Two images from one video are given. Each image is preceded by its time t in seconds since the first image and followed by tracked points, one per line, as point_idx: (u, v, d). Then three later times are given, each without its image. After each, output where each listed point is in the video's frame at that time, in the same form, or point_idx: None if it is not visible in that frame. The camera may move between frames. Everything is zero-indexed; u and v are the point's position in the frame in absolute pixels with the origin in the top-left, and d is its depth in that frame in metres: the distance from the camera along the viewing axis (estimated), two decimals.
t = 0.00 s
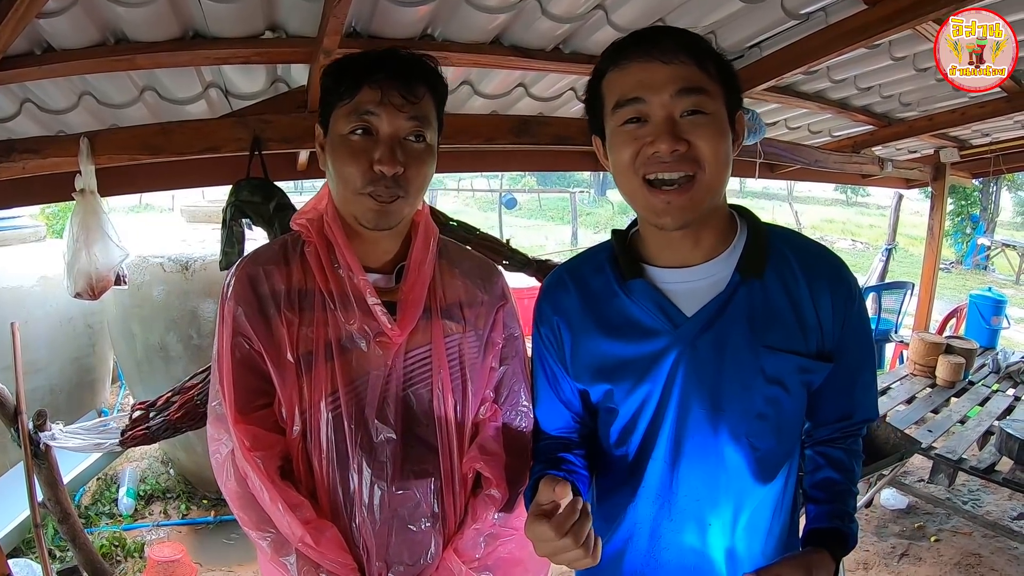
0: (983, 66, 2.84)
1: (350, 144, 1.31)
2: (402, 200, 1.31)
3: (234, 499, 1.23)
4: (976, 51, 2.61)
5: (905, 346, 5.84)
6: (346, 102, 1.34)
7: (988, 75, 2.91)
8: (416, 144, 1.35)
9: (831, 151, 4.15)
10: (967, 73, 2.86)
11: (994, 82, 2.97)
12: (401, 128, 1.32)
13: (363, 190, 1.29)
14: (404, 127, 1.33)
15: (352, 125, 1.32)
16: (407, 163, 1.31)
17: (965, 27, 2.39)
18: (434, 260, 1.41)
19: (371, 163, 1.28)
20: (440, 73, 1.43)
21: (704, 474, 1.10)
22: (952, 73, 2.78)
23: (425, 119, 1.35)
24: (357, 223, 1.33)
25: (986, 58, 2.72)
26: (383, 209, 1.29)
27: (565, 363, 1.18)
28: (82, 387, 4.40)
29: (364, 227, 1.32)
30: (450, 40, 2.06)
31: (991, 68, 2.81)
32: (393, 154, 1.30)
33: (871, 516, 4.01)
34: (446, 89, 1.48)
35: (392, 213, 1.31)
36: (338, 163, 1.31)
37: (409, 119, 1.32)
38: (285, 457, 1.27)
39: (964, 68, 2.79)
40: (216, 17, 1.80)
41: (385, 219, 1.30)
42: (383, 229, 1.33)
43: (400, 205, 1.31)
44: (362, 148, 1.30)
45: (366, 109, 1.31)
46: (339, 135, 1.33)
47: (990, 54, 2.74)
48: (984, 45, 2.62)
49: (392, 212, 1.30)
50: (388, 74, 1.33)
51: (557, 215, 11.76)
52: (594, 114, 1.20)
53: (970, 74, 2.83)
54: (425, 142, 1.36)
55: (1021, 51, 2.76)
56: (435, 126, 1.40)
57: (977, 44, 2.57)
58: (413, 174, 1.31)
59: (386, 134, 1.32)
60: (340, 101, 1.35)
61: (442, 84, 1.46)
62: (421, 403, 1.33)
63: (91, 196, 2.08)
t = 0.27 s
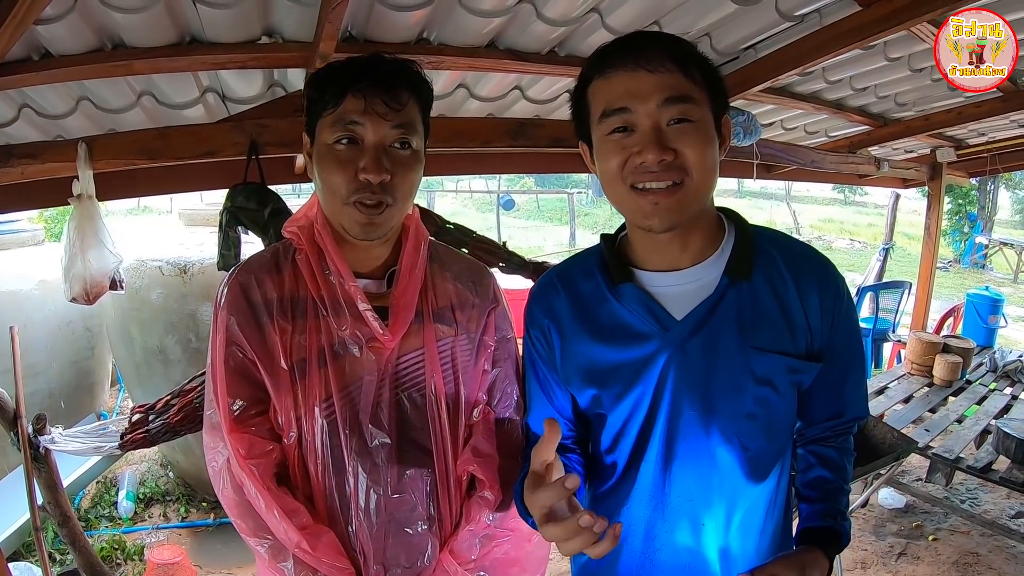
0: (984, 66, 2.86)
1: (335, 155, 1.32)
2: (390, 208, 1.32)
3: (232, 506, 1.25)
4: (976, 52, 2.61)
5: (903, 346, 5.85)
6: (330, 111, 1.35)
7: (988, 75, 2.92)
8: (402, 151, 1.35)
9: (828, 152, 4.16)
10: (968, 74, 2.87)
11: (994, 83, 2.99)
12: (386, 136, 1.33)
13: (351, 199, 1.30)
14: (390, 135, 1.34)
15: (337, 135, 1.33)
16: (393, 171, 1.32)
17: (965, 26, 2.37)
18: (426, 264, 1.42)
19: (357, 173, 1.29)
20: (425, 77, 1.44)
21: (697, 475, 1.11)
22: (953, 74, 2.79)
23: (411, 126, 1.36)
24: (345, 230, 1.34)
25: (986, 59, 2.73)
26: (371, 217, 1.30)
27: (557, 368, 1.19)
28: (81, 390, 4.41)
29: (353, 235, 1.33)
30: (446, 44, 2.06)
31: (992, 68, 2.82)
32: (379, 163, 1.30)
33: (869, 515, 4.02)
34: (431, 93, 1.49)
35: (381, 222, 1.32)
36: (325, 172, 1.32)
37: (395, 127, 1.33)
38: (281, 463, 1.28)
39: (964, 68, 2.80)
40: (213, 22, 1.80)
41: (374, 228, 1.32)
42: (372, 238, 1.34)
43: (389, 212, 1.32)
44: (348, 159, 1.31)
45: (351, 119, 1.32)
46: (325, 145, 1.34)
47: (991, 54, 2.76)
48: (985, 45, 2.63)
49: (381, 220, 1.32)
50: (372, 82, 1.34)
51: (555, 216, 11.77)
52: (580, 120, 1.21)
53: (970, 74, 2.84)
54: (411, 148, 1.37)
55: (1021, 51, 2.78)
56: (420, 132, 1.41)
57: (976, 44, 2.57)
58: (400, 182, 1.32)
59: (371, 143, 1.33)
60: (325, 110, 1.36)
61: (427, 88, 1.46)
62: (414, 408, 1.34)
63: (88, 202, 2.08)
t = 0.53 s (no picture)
0: (984, 66, 2.86)
1: (337, 156, 1.33)
2: (390, 209, 1.32)
3: (235, 510, 1.25)
4: (976, 51, 2.61)
5: (903, 346, 5.86)
6: (331, 114, 1.36)
7: (988, 75, 2.93)
8: (404, 153, 1.36)
9: (826, 153, 4.17)
10: (968, 74, 2.87)
11: (994, 83, 3.00)
12: (387, 136, 1.33)
13: (353, 200, 1.30)
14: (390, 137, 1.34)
15: (338, 136, 1.33)
16: (395, 172, 1.32)
17: (965, 26, 2.36)
18: (427, 268, 1.43)
19: (358, 173, 1.30)
20: (424, 80, 1.44)
21: (694, 480, 1.12)
22: (954, 73, 2.78)
23: (412, 128, 1.37)
24: (349, 232, 1.35)
25: (986, 59, 2.74)
26: (372, 218, 1.31)
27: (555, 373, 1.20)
28: (82, 395, 4.41)
29: (356, 235, 1.34)
30: (445, 48, 2.07)
31: (992, 68, 2.83)
32: (381, 162, 1.30)
33: (870, 516, 4.02)
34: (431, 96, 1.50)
35: (382, 222, 1.32)
36: (326, 175, 1.32)
37: (395, 127, 1.34)
38: (284, 468, 1.29)
39: (965, 68, 2.81)
40: (213, 28, 1.81)
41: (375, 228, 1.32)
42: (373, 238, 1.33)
43: (390, 213, 1.32)
44: (350, 159, 1.31)
45: (352, 120, 1.33)
46: (327, 146, 1.34)
47: (991, 54, 2.76)
48: (984, 45, 2.63)
49: (382, 221, 1.32)
50: (372, 85, 1.35)
51: (555, 218, 11.79)
52: (575, 125, 1.22)
53: (970, 74, 2.84)
54: (413, 150, 1.37)
55: (1022, 51, 2.78)
56: (421, 134, 1.41)
57: (976, 44, 2.57)
58: (401, 184, 1.33)
59: (372, 144, 1.33)
60: (327, 114, 1.37)
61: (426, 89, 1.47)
62: (417, 411, 1.33)
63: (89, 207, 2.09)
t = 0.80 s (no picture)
0: (984, 66, 2.86)
1: (337, 157, 1.33)
2: (391, 211, 1.32)
3: (235, 513, 1.26)
4: (975, 52, 2.60)
5: (904, 348, 5.85)
6: (332, 117, 1.36)
7: (988, 75, 2.92)
8: (404, 154, 1.36)
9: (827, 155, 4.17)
10: (968, 74, 2.87)
11: (994, 83, 3.00)
12: (388, 140, 1.34)
13: (352, 201, 1.30)
14: (391, 140, 1.34)
15: (339, 138, 1.34)
16: (395, 173, 1.32)
17: (965, 26, 2.36)
18: (429, 271, 1.43)
19: (358, 177, 1.30)
20: (425, 82, 1.45)
21: (694, 484, 1.13)
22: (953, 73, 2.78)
23: (413, 131, 1.37)
24: (350, 234, 1.35)
25: (986, 58, 2.72)
26: (374, 220, 1.30)
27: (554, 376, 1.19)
28: (83, 396, 4.42)
29: (356, 237, 1.33)
30: (445, 51, 2.07)
31: (992, 68, 2.82)
32: (382, 166, 1.31)
33: (871, 518, 4.02)
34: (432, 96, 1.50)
35: (384, 224, 1.32)
36: (326, 178, 1.33)
37: (396, 131, 1.34)
38: (285, 470, 1.29)
39: (965, 68, 2.80)
40: (214, 31, 1.82)
41: (377, 230, 1.32)
42: (375, 240, 1.34)
43: (391, 214, 1.32)
44: (350, 163, 1.32)
45: (353, 124, 1.33)
46: (328, 150, 1.35)
47: (991, 54, 2.75)
48: (984, 45, 2.62)
49: (383, 222, 1.31)
50: (373, 87, 1.36)
51: (556, 220, 11.80)
52: (573, 126, 1.22)
53: (970, 74, 2.84)
54: (413, 152, 1.38)
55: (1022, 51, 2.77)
56: (422, 136, 1.42)
57: (976, 44, 2.56)
58: (402, 186, 1.33)
59: (373, 145, 1.33)
60: (328, 116, 1.37)
61: (427, 91, 1.47)
62: (417, 415, 1.34)
63: (90, 209, 2.09)
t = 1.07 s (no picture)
0: (984, 66, 2.84)
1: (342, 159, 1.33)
2: (393, 236, 1.33)
3: (237, 513, 1.26)
4: (975, 52, 2.59)
5: (905, 350, 5.85)
6: (338, 135, 1.34)
7: (988, 76, 2.91)
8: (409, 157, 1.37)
9: (827, 157, 4.17)
10: (967, 73, 2.85)
11: (994, 83, 2.98)
12: (394, 165, 1.33)
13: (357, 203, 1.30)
14: (397, 165, 1.33)
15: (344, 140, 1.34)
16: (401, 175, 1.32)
17: (966, 26, 2.35)
18: (431, 274, 1.44)
19: (363, 203, 1.30)
20: (433, 93, 1.42)
21: (691, 491, 1.13)
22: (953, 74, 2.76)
23: (419, 156, 1.35)
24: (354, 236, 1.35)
25: (986, 58, 2.71)
26: (376, 243, 1.31)
27: (554, 379, 1.20)
28: (84, 397, 4.43)
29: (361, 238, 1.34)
30: (447, 53, 2.08)
31: (991, 68, 2.81)
32: (386, 194, 1.30)
33: (871, 521, 4.02)
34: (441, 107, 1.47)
35: (386, 246, 1.33)
36: (331, 199, 1.32)
37: (404, 158, 1.33)
38: (287, 471, 1.30)
39: (964, 68, 2.78)
40: (217, 33, 1.82)
41: (379, 252, 1.32)
42: (376, 259, 1.35)
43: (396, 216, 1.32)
44: (355, 188, 1.31)
45: (359, 148, 1.31)
46: (333, 169, 1.34)
47: (991, 54, 2.73)
48: (984, 45, 2.60)
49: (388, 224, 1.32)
50: (378, 89, 1.36)
51: (556, 222, 11.81)
52: (573, 129, 1.22)
53: (970, 74, 2.82)
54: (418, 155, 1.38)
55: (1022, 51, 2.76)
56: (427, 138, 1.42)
57: (976, 44, 2.54)
58: (406, 212, 1.33)
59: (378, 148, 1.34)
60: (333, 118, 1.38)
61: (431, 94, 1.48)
62: (419, 418, 1.35)
63: (93, 210, 2.10)
